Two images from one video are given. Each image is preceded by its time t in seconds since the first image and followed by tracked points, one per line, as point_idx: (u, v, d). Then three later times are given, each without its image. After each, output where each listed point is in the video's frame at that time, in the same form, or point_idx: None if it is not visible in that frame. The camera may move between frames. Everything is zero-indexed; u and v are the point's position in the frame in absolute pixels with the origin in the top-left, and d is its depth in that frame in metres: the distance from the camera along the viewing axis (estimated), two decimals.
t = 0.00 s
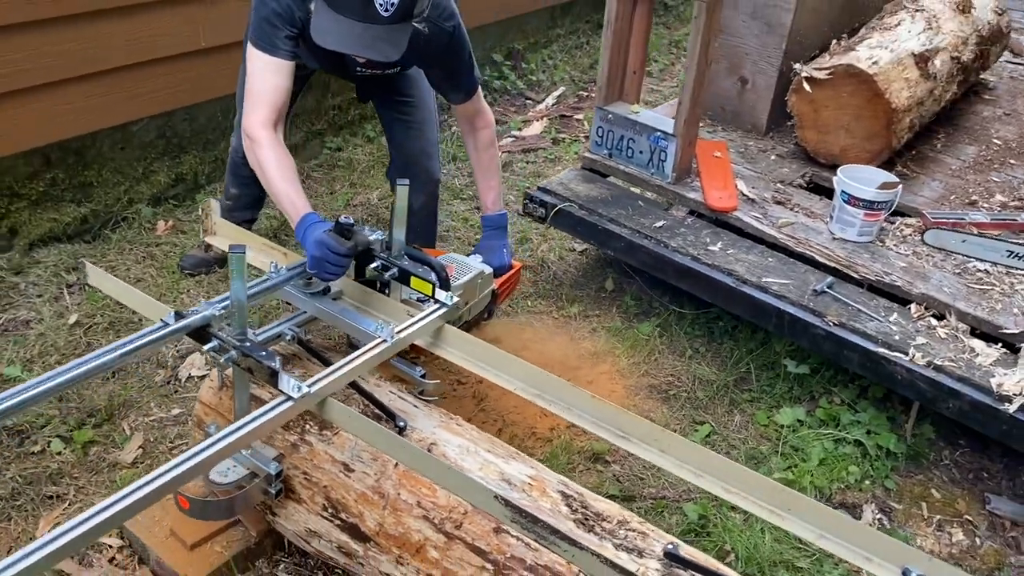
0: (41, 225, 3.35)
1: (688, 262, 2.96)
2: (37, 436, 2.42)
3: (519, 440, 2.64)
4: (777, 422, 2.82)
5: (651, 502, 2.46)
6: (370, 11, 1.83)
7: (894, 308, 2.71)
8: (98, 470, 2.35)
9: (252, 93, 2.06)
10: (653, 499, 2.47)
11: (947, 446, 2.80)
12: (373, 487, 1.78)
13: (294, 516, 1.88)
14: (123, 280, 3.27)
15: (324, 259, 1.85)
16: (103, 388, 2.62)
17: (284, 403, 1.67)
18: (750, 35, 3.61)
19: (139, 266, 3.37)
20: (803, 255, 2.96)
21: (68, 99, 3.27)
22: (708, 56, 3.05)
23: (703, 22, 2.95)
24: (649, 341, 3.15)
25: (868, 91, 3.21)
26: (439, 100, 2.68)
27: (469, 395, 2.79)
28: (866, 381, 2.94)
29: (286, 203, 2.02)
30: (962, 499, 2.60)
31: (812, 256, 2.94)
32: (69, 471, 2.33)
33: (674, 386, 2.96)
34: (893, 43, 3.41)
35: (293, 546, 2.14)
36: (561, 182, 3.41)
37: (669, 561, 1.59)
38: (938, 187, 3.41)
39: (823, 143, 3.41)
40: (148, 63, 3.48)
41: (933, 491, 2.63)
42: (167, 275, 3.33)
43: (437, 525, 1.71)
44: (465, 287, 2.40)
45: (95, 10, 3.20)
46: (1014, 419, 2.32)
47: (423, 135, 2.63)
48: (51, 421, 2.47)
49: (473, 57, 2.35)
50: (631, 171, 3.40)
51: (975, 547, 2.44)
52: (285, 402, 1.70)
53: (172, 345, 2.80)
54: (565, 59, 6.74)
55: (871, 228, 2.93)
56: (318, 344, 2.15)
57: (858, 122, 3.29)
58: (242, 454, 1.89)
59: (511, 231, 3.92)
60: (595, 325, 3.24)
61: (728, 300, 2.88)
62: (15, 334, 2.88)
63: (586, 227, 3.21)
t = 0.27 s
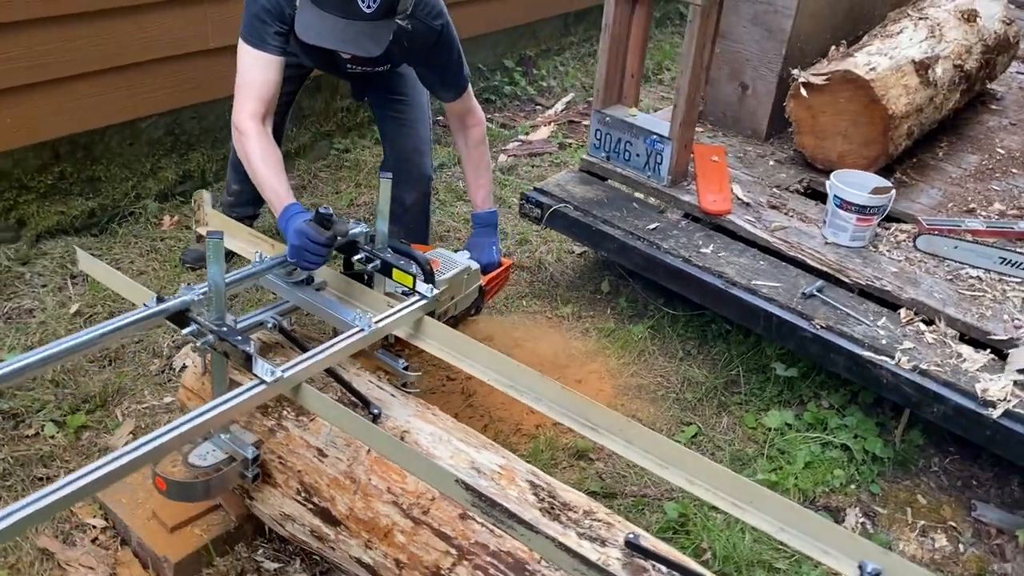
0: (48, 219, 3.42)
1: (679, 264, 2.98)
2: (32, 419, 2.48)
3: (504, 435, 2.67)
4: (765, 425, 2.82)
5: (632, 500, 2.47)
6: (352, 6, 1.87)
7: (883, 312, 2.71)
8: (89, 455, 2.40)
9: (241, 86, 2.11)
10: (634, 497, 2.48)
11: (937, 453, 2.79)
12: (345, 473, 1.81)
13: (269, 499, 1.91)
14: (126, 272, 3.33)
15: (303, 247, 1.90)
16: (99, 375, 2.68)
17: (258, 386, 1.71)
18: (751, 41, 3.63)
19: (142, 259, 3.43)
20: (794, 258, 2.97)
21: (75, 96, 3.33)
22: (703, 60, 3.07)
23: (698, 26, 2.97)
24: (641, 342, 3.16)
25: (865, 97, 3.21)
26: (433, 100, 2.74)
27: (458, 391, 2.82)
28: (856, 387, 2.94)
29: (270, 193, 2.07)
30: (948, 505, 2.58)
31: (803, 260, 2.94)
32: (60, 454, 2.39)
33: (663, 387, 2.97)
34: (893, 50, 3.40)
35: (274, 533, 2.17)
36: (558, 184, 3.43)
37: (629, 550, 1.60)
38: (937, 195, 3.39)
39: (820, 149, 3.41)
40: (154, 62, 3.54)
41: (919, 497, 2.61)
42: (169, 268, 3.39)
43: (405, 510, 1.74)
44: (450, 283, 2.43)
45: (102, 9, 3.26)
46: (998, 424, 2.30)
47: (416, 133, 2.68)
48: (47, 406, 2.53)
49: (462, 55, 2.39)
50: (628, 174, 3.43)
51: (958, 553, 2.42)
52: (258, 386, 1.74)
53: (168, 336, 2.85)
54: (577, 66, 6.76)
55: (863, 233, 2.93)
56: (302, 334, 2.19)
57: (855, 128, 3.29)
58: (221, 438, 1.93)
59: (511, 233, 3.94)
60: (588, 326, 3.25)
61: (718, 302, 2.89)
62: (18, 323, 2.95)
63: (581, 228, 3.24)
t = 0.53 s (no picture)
0: (60, 214, 3.48)
1: (678, 267, 2.99)
2: (35, 406, 2.54)
3: (498, 432, 2.69)
4: (760, 428, 2.82)
5: (622, 499, 2.47)
6: (347, 3, 1.92)
7: (880, 318, 2.70)
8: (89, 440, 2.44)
9: (240, 81, 2.16)
10: (623, 496, 2.49)
11: (933, 461, 2.77)
12: (330, 461, 1.85)
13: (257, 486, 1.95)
14: (134, 267, 3.40)
15: (295, 239, 1.94)
16: (102, 365, 2.73)
17: (244, 372, 1.75)
18: (757, 47, 3.64)
19: (151, 255, 3.49)
20: (793, 263, 2.97)
21: (87, 94, 3.39)
22: (706, 65, 3.08)
23: (700, 31, 2.99)
24: (639, 345, 3.17)
25: (869, 103, 3.21)
26: (434, 100, 2.78)
27: (455, 388, 2.85)
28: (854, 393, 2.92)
29: (266, 187, 2.12)
30: (942, 512, 2.57)
31: (802, 265, 2.94)
32: (61, 442, 2.43)
33: (659, 389, 2.98)
34: (900, 58, 3.39)
35: (265, 522, 2.20)
36: (561, 187, 3.45)
37: (604, 541, 1.62)
38: (942, 203, 3.37)
39: (824, 155, 3.41)
40: (166, 62, 3.60)
41: (913, 503, 2.60)
42: (176, 263, 3.45)
43: (386, 498, 1.76)
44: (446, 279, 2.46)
45: (114, 10, 3.32)
46: (989, 431, 2.29)
47: (416, 132, 2.72)
48: (49, 393, 2.59)
49: (461, 54, 2.43)
50: (631, 178, 3.44)
51: (949, 560, 2.41)
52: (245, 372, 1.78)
53: (171, 329, 2.91)
54: (592, 73, 6.77)
55: (863, 239, 2.92)
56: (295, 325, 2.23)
57: (859, 135, 3.29)
58: (212, 425, 1.95)
59: (516, 235, 3.96)
60: (587, 328, 3.27)
61: (715, 305, 2.90)
62: (27, 313, 3.02)
63: (582, 230, 3.25)
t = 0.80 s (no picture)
0: (69, 208, 3.52)
1: (673, 271, 3.00)
2: (34, 392, 2.59)
3: (488, 431, 2.70)
4: (752, 433, 2.82)
5: (608, 499, 2.48)
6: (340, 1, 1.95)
7: (873, 325, 2.70)
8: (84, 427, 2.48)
9: (237, 77, 2.20)
10: (610, 496, 2.50)
11: (926, 470, 2.75)
12: (311, 450, 1.87)
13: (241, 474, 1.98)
14: (140, 261, 3.45)
15: (283, 231, 1.98)
16: (101, 355, 2.78)
17: (226, 360, 1.78)
18: (761, 54, 3.64)
19: (156, 249, 3.54)
20: (789, 270, 2.97)
21: (93, 91, 3.43)
22: (705, 71, 3.10)
23: (700, 36, 3.00)
24: (634, 348, 3.18)
25: (870, 111, 3.21)
26: (433, 101, 2.81)
27: (447, 386, 2.87)
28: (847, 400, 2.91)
29: (260, 180, 2.15)
30: (931, 521, 2.55)
31: (797, 271, 2.94)
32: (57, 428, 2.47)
33: (652, 392, 2.98)
34: (904, 67, 3.38)
35: (252, 512, 2.22)
36: (562, 190, 3.47)
37: (575, 534, 1.63)
38: (943, 212, 3.35)
39: (825, 163, 3.40)
40: (173, 61, 3.63)
41: (903, 512, 2.59)
42: (180, 258, 3.50)
43: (364, 487, 1.79)
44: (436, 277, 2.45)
45: (120, 8, 3.35)
46: (978, 439, 2.28)
47: (414, 131, 2.75)
48: (49, 381, 2.64)
49: (457, 54, 2.46)
50: (631, 183, 3.45)
51: (935, 569, 2.40)
52: (228, 360, 1.81)
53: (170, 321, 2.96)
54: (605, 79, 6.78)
55: (860, 246, 2.92)
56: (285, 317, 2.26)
57: (860, 143, 3.28)
58: (199, 414, 1.99)
59: (518, 237, 3.98)
60: (583, 330, 3.28)
61: (709, 309, 2.90)
62: (31, 303, 3.08)
63: (580, 233, 3.26)
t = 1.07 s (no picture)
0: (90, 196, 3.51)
1: (675, 266, 3.03)
2: (49, 371, 2.69)
3: (487, 419, 2.76)
4: (748, 428, 2.84)
5: (602, 487, 2.53)
6: None
7: (870, 322, 2.72)
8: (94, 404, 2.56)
9: (247, 68, 2.27)
10: (603, 484, 2.54)
11: (922, 469, 2.76)
12: (307, 426, 1.95)
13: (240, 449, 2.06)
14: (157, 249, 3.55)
15: (286, 216, 2.06)
16: (115, 338, 2.87)
17: (225, 337, 1.86)
18: (769, 56, 3.67)
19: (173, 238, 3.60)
20: (790, 268, 2.99)
21: (108, 87, 3.52)
22: (709, 71, 3.14)
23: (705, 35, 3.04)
24: (635, 343, 3.22)
25: (875, 113, 3.23)
26: (440, 96, 2.88)
27: (449, 375, 2.92)
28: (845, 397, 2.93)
29: (266, 168, 2.22)
30: (924, 517, 2.57)
31: (797, 269, 2.96)
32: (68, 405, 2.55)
33: (651, 386, 3.02)
34: (910, 70, 3.39)
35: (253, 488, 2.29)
36: (568, 186, 3.52)
37: (556, 511, 1.69)
38: (949, 214, 3.35)
39: (831, 164, 3.41)
40: (187, 56, 3.70)
41: (896, 508, 2.60)
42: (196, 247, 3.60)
43: (356, 463, 1.86)
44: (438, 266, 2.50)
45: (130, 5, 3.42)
46: (969, 435, 2.30)
47: (421, 125, 2.82)
48: (63, 360, 2.74)
49: (462, 49, 2.52)
50: (637, 180, 3.49)
51: (925, 564, 2.41)
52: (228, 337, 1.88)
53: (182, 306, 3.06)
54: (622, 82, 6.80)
55: (861, 245, 2.93)
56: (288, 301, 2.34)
57: (865, 144, 3.30)
58: (203, 392, 2.05)
59: (527, 234, 4.03)
60: (586, 325, 3.32)
61: (710, 305, 2.93)
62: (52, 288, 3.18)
63: (585, 228, 3.31)
